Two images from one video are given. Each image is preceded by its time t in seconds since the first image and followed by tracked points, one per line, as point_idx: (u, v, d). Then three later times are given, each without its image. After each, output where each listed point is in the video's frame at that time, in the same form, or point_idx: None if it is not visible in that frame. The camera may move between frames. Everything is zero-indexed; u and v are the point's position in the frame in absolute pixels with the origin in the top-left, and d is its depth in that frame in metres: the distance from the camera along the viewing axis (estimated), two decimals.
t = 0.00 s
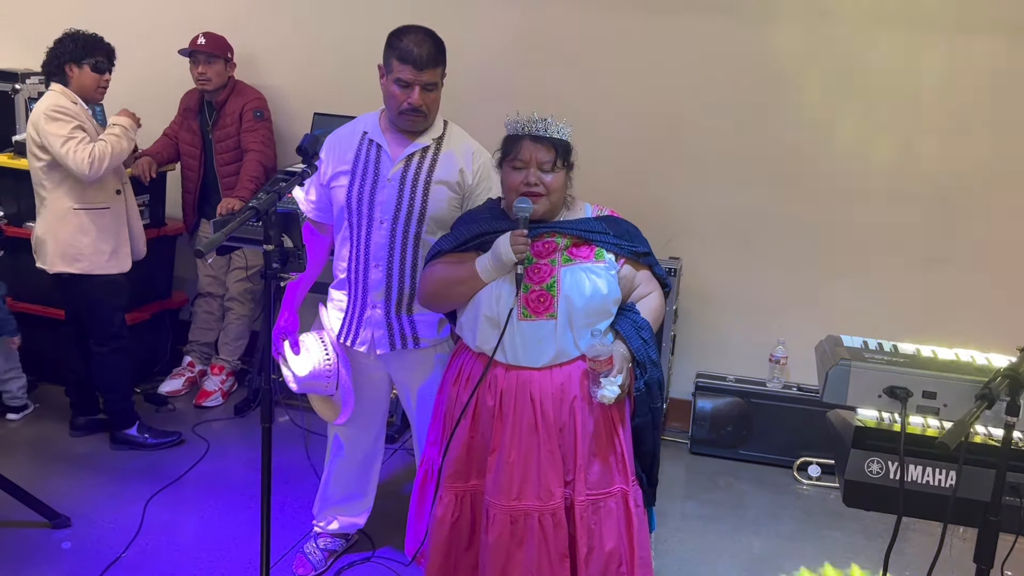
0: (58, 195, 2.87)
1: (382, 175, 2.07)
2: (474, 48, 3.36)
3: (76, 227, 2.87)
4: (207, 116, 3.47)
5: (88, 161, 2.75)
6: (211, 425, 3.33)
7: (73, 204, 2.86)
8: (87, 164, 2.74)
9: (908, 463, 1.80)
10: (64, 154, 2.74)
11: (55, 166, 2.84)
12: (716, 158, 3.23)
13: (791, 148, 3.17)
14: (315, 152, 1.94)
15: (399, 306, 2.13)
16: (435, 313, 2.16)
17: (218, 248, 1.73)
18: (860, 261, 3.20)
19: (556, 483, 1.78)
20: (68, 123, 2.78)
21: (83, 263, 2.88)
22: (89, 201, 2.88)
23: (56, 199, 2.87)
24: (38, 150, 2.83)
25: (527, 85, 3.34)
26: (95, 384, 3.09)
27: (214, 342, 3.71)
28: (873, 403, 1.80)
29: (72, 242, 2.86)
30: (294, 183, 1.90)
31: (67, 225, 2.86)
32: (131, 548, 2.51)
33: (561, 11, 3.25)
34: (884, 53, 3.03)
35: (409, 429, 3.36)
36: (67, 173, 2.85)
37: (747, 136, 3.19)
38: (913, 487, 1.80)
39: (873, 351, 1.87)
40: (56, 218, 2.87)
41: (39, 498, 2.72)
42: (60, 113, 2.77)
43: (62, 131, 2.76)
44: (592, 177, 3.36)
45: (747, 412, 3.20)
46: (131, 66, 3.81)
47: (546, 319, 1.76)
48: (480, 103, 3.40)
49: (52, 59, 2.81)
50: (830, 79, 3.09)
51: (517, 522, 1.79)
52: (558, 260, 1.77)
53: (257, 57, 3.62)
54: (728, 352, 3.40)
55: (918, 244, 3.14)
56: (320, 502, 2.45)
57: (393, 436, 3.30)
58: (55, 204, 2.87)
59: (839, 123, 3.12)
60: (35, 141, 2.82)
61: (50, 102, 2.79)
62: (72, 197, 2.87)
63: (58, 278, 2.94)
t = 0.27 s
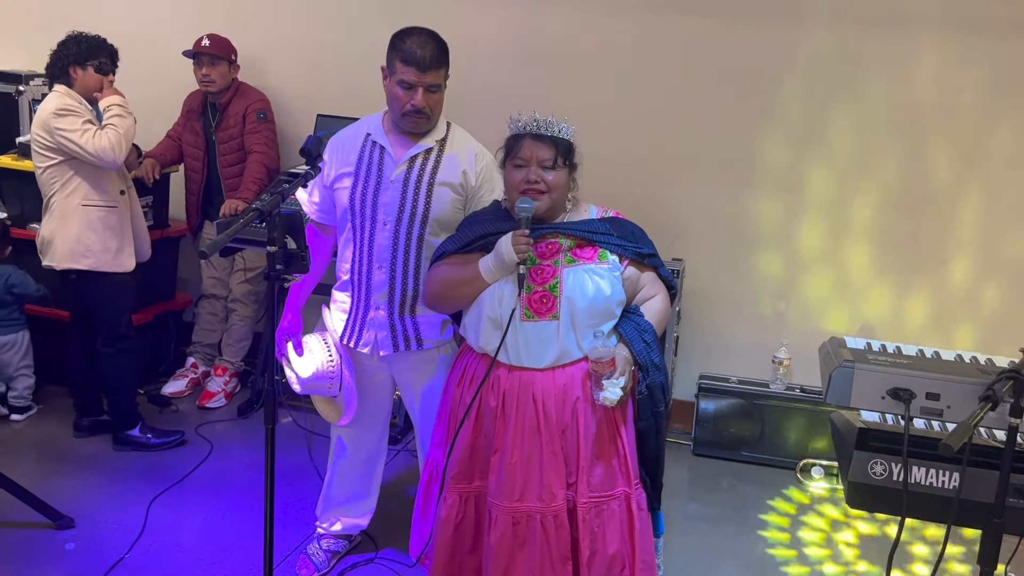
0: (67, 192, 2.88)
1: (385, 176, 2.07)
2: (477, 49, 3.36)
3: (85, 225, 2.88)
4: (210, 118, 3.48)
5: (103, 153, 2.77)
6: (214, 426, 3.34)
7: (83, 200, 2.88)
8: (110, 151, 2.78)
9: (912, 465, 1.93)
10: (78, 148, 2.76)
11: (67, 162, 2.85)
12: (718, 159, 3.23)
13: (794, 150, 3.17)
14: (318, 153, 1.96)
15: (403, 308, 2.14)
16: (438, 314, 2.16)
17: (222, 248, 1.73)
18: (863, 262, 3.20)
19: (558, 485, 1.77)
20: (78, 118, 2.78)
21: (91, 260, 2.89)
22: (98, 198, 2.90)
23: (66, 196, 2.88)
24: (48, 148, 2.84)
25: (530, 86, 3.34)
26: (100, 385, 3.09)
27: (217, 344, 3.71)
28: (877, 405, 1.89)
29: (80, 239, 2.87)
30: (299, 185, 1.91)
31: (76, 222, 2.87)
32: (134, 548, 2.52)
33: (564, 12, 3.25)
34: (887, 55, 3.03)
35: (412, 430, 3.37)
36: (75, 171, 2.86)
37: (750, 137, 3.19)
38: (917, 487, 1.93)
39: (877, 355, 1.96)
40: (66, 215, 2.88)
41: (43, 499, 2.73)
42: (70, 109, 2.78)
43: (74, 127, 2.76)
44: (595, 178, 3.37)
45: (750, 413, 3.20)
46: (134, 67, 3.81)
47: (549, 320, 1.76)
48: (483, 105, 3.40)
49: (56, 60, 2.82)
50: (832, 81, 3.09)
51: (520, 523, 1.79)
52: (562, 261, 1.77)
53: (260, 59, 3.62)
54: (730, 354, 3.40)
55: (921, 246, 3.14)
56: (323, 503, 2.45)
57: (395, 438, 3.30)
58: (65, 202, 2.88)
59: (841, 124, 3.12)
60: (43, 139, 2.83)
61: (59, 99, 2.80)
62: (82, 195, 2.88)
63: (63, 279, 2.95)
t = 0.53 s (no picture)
0: (77, 194, 2.89)
1: (390, 178, 2.08)
2: (481, 51, 3.37)
3: (94, 225, 2.89)
4: (215, 120, 3.49)
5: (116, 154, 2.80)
6: (219, 427, 3.34)
7: (92, 201, 2.89)
8: (122, 151, 2.81)
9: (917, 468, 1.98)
10: (91, 148, 2.78)
11: (75, 165, 2.86)
12: (722, 161, 3.23)
13: (798, 152, 3.17)
14: (324, 156, 1.95)
15: (407, 310, 2.14)
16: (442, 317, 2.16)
17: (227, 251, 1.73)
18: (867, 264, 3.19)
19: (558, 487, 1.77)
20: (89, 120, 2.80)
21: (100, 261, 2.89)
22: (108, 200, 2.92)
23: (75, 198, 2.89)
24: (56, 150, 2.84)
25: (534, 88, 3.35)
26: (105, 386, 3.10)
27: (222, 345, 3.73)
28: (882, 407, 1.88)
29: (90, 239, 2.88)
30: (304, 187, 1.88)
31: (86, 223, 2.88)
32: (139, 549, 2.52)
33: (568, 14, 3.25)
34: (891, 57, 3.03)
35: (416, 432, 3.37)
36: (85, 172, 2.88)
37: (754, 139, 3.19)
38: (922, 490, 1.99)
39: (882, 357, 1.95)
40: (75, 216, 2.89)
41: (48, 500, 2.74)
42: (80, 111, 2.80)
43: (86, 128, 2.78)
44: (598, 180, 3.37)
45: (754, 415, 3.20)
46: (140, 69, 3.83)
47: (550, 322, 1.77)
48: (487, 106, 3.41)
49: (63, 62, 2.82)
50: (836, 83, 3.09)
51: (519, 524, 1.79)
52: (565, 263, 1.78)
53: (265, 61, 3.63)
54: (735, 355, 3.39)
55: (925, 248, 3.13)
56: (327, 504, 2.45)
57: (399, 439, 3.30)
58: (74, 203, 2.89)
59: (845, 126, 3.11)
60: (51, 141, 2.83)
61: (68, 101, 2.81)
62: (92, 196, 2.89)
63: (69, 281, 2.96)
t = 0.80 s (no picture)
0: (85, 196, 2.90)
1: (394, 180, 2.08)
2: (486, 53, 3.37)
3: (103, 226, 2.90)
4: (221, 122, 3.50)
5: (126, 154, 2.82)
6: (224, 429, 3.35)
7: (101, 202, 2.91)
8: (131, 153, 2.83)
9: (922, 470, 1.96)
10: (100, 149, 2.79)
11: (84, 166, 2.87)
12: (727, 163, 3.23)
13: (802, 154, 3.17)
14: (329, 157, 1.95)
15: (412, 311, 2.15)
16: (448, 317, 2.17)
17: (234, 252, 1.75)
18: (872, 266, 3.19)
19: (555, 487, 1.77)
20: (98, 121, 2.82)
21: (109, 262, 2.90)
22: (116, 201, 2.93)
23: (83, 200, 2.90)
24: (65, 152, 2.85)
25: (538, 90, 3.35)
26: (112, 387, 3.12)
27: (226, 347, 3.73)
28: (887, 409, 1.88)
29: (99, 240, 2.89)
30: (310, 188, 1.89)
31: (94, 224, 2.89)
32: (144, 550, 2.53)
33: (573, 17, 3.25)
34: (896, 59, 3.03)
35: (420, 433, 3.38)
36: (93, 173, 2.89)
37: (758, 141, 3.19)
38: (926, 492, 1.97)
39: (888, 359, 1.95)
40: (83, 217, 2.90)
41: (53, 501, 2.74)
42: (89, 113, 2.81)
43: (95, 130, 2.80)
44: (603, 182, 3.37)
45: (759, 417, 3.20)
46: (145, 72, 3.84)
47: (550, 322, 1.77)
48: (492, 108, 3.41)
49: (70, 64, 2.83)
50: (841, 85, 3.09)
51: (516, 522, 1.80)
52: (568, 264, 1.78)
53: (270, 64, 3.64)
54: (739, 358, 3.39)
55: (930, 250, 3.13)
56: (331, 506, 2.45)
57: (404, 441, 3.31)
58: (82, 205, 2.90)
59: (850, 128, 3.11)
60: (60, 143, 2.84)
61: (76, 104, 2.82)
62: (100, 197, 2.91)
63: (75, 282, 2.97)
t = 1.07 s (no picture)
0: (93, 198, 2.90)
1: (400, 182, 2.09)
2: (491, 55, 3.38)
3: (111, 229, 2.91)
4: (227, 124, 3.51)
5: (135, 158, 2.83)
6: (230, 430, 3.36)
7: (109, 205, 2.91)
8: (141, 158, 2.85)
9: (928, 472, 1.88)
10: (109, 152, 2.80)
11: (93, 168, 2.88)
12: (732, 165, 3.23)
13: (808, 156, 3.17)
14: (335, 159, 1.94)
15: (417, 313, 2.15)
16: (453, 319, 2.17)
17: (240, 253, 1.76)
18: (878, 268, 3.18)
19: (559, 488, 1.77)
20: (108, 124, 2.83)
21: (116, 264, 2.91)
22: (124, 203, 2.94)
23: (91, 202, 2.90)
24: (74, 155, 2.86)
25: (543, 92, 3.36)
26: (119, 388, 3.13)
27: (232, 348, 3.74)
28: (893, 411, 1.81)
29: (106, 242, 2.90)
30: (316, 191, 1.89)
31: (102, 227, 2.90)
32: (150, 551, 2.54)
33: (578, 19, 3.26)
34: (902, 61, 3.02)
35: (425, 435, 3.38)
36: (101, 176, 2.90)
37: (763, 143, 3.19)
38: (932, 496, 1.88)
39: (894, 359, 1.89)
40: (91, 219, 2.90)
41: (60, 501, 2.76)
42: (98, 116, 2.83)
43: (105, 133, 2.80)
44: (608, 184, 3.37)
45: (764, 419, 3.20)
46: (152, 74, 3.85)
47: (555, 324, 1.78)
48: (497, 110, 3.42)
49: (80, 67, 2.85)
50: (846, 88, 3.08)
51: (519, 523, 1.80)
52: (574, 267, 1.79)
53: (276, 66, 3.66)
54: (745, 360, 3.39)
55: (936, 252, 3.12)
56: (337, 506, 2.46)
57: (409, 443, 3.31)
58: (90, 207, 2.90)
59: (856, 131, 3.11)
60: (69, 145, 2.85)
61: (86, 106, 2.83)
62: (108, 199, 2.91)
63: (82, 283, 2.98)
